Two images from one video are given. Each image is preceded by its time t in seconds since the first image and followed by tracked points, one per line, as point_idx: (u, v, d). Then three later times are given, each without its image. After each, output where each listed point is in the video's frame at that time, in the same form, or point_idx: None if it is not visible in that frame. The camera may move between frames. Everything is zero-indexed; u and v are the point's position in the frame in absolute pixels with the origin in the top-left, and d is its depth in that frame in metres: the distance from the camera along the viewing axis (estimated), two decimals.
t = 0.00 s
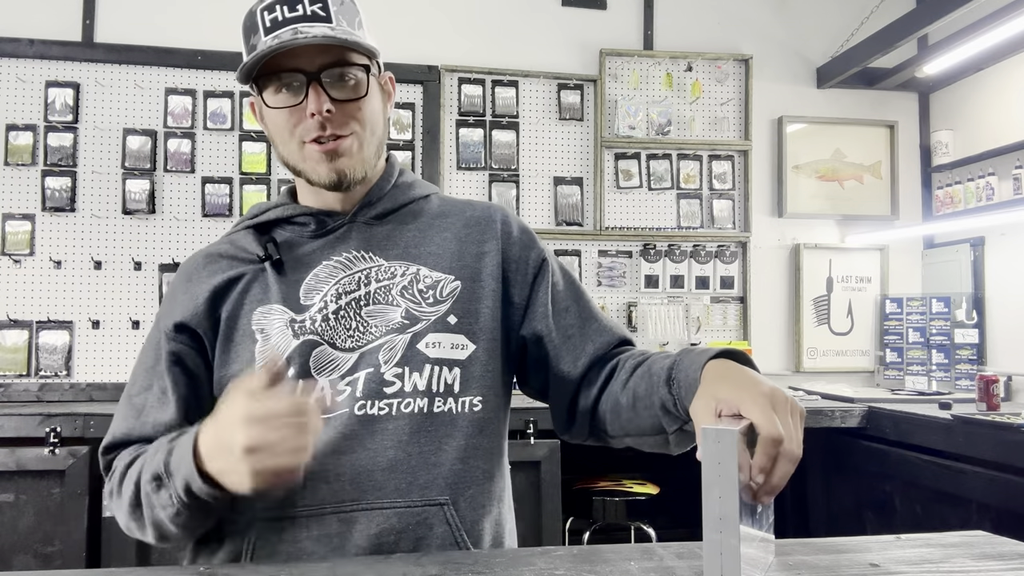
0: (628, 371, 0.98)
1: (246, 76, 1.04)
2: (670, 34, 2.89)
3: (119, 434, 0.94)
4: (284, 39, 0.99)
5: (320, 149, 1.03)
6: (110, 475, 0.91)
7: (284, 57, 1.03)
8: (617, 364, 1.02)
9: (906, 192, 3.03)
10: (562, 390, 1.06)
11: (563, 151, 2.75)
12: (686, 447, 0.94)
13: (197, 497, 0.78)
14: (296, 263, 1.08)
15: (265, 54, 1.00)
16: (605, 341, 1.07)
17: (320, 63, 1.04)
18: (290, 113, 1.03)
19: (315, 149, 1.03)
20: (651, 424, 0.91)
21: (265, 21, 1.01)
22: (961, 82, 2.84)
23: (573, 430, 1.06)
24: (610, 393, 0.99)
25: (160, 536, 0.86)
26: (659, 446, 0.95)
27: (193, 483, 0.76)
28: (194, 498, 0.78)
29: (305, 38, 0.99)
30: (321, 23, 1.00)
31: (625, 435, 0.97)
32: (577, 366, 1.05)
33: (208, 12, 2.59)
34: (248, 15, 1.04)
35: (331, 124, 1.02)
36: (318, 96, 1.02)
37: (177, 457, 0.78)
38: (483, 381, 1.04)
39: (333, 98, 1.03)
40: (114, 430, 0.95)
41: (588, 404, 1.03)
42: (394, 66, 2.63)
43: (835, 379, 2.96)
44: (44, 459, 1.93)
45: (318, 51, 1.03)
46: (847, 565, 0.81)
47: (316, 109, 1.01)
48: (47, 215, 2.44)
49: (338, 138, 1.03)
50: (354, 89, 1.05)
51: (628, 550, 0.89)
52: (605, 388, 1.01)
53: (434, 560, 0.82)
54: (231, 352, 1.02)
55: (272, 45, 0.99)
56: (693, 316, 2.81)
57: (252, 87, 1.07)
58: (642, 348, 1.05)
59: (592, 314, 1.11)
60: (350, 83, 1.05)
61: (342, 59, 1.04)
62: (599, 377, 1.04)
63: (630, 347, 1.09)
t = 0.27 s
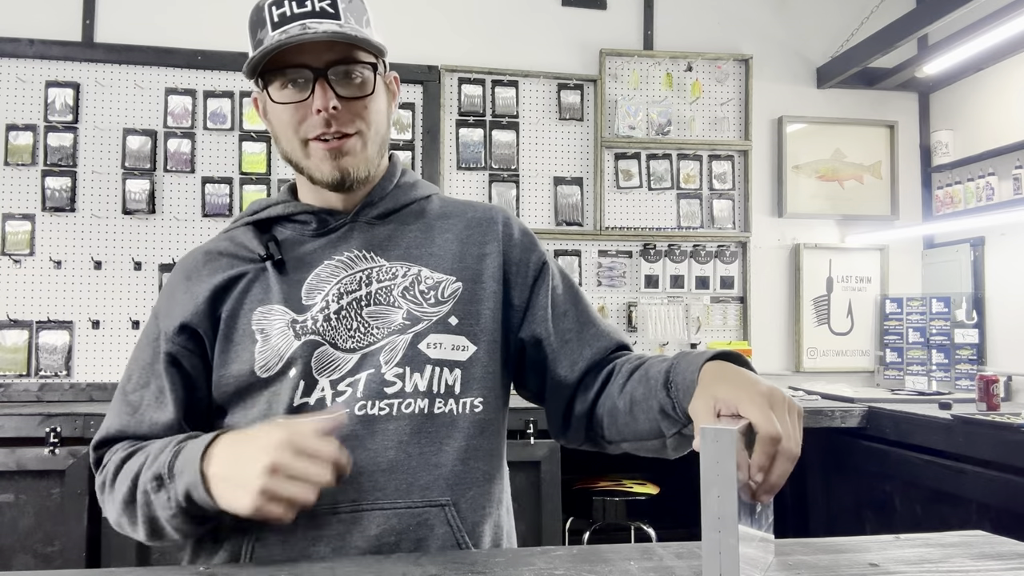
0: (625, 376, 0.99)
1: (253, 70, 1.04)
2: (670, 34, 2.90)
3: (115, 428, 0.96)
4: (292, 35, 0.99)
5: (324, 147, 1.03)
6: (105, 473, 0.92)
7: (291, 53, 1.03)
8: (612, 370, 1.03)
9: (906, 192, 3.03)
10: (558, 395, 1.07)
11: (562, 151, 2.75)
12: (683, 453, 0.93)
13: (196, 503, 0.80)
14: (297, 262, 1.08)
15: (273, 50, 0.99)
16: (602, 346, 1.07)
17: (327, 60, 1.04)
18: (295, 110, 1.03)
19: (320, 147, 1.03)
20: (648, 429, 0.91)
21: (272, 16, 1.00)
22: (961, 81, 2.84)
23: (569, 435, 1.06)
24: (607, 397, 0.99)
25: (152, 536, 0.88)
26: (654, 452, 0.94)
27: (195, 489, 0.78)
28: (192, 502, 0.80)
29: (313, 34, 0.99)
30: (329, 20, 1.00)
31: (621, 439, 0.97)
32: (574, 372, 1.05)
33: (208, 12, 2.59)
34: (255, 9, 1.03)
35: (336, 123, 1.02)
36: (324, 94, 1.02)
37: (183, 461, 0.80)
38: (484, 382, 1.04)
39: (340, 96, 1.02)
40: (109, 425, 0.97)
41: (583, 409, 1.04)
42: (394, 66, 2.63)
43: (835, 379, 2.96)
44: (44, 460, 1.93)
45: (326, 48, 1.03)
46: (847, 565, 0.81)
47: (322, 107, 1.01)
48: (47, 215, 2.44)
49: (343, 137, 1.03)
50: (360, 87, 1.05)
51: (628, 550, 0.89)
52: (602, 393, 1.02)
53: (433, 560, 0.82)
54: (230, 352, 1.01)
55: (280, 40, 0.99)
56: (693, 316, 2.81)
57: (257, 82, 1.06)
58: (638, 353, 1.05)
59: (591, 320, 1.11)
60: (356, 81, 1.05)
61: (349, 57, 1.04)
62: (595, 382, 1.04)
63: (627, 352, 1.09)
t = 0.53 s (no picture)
0: (620, 380, 0.98)
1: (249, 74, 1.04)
2: (670, 34, 2.90)
3: (115, 430, 0.97)
4: (287, 36, 0.99)
5: (322, 149, 1.03)
6: (102, 490, 0.93)
7: (287, 55, 1.03)
8: (607, 375, 1.03)
9: (906, 192, 3.03)
10: (552, 399, 1.07)
11: (562, 151, 2.75)
12: (678, 458, 0.93)
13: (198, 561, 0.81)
14: (297, 265, 1.08)
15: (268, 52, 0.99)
16: (599, 352, 1.07)
17: (323, 62, 1.04)
18: (292, 112, 1.03)
19: (317, 149, 1.03)
20: (643, 433, 0.91)
21: (267, 18, 1.01)
22: (961, 82, 2.84)
23: (562, 438, 1.07)
24: (602, 402, 0.99)
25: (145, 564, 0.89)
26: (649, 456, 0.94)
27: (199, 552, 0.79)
28: (194, 561, 0.81)
29: (308, 35, 0.99)
30: (324, 21, 1.00)
31: (615, 444, 0.97)
32: (569, 377, 1.05)
33: (207, 11, 2.59)
34: (250, 13, 1.04)
35: (333, 124, 1.02)
36: (321, 95, 1.02)
37: (196, 513, 0.81)
38: (482, 383, 1.04)
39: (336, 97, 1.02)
40: (108, 426, 0.98)
41: (576, 414, 1.04)
42: (394, 66, 2.63)
43: (835, 379, 2.96)
44: (44, 460, 1.93)
45: (322, 50, 1.03)
46: (847, 565, 0.81)
47: (319, 109, 1.01)
48: (47, 215, 2.44)
49: (340, 138, 1.03)
50: (356, 88, 1.05)
51: (628, 550, 0.89)
52: (596, 398, 1.02)
53: (434, 560, 0.82)
54: (230, 355, 1.02)
55: (274, 42, 0.99)
56: (693, 316, 2.81)
57: (253, 85, 1.07)
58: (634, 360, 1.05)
59: (591, 323, 1.10)
60: (353, 82, 1.05)
61: (345, 58, 1.04)
62: (590, 387, 1.04)
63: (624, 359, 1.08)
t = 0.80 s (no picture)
0: (618, 383, 0.98)
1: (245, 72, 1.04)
2: (670, 35, 2.90)
3: (124, 433, 0.98)
4: (283, 35, 0.99)
5: (317, 148, 1.03)
6: (113, 495, 0.93)
7: (283, 53, 1.03)
8: (605, 377, 1.03)
9: (906, 192, 3.03)
10: (551, 400, 1.07)
11: (562, 151, 2.75)
12: (679, 456, 0.92)
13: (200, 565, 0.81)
14: (295, 266, 1.08)
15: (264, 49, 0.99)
16: (598, 353, 1.06)
17: (319, 60, 1.04)
18: (288, 110, 1.03)
19: (313, 148, 1.03)
20: (642, 436, 0.91)
21: (264, 16, 1.00)
22: (961, 82, 2.84)
23: (560, 440, 1.07)
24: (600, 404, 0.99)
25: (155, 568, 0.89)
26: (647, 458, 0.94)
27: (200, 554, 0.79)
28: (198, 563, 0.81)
29: (304, 34, 0.99)
30: (320, 19, 1.00)
31: (614, 446, 0.97)
32: (567, 379, 1.05)
33: (207, 11, 2.59)
34: (247, 10, 1.04)
35: (328, 123, 1.02)
36: (316, 94, 1.02)
37: (204, 515, 0.81)
38: (480, 385, 1.04)
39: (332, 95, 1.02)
40: (117, 430, 0.99)
41: (575, 416, 1.04)
42: (394, 66, 2.63)
43: (835, 379, 2.96)
44: (44, 459, 1.93)
45: (318, 48, 1.03)
46: (847, 565, 0.81)
47: (314, 107, 1.00)
48: (47, 215, 2.44)
49: (335, 137, 1.03)
50: (353, 87, 1.05)
51: (628, 550, 0.89)
52: (594, 400, 1.02)
53: (433, 560, 0.82)
54: (228, 356, 1.02)
55: (271, 40, 0.99)
56: (693, 316, 2.81)
57: (250, 82, 1.07)
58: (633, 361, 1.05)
59: (589, 323, 1.10)
60: (349, 81, 1.05)
61: (342, 56, 1.04)
62: (588, 389, 1.04)
63: (624, 360, 1.08)
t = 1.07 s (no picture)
0: (614, 387, 0.99)
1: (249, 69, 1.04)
2: (670, 35, 2.89)
3: (112, 424, 0.97)
4: (287, 31, 0.99)
5: (320, 147, 1.03)
6: (98, 484, 0.92)
7: (287, 51, 1.03)
8: (601, 381, 1.03)
9: (906, 191, 3.03)
10: (546, 405, 1.07)
11: (562, 151, 2.75)
12: (675, 462, 0.93)
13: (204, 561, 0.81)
14: (297, 266, 1.08)
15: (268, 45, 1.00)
16: (594, 358, 1.06)
17: (323, 58, 1.04)
18: (291, 108, 1.03)
19: (316, 146, 1.03)
20: (639, 440, 0.91)
21: (268, 13, 1.01)
22: (961, 82, 2.84)
23: (555, 444, 1.07)
24: (596, 409, 0.99)
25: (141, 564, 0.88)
26: (642, 463, 0.94)
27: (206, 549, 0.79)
28: (201, 559, 0.82)
29: (308, 30, 0.99)
30: (324, 17, 1.00)
31: (610, 451, 0.97)
32: (563, 384, 1.05)
33: (207, 11, 2.59)
34: (252, 8, 1.04)
35: (332, 122, 1.02)
36: (320, 92, 1.02)
37: (215, 512, 0.81)
38: (482, 386, 1.04)
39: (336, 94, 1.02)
40: (103, 421, 0.98)
41: (570, 421, 1.04)
42: (394, 66, 2.63)
43: (835, 379, 2.96)
44: (44, 460, 1.93)
45: (322, 46, 1.03)
46: (848, 566, 0.81)
47: (318, 106, 1.00)
48: (47, 215, 2.44)
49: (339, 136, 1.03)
50: (356, 85, 1.05)
51: (628, 550, 0.89)
52: (590, 404, 1.02)
53: (434, 560, 0.82)
54: (229, 355, 1.02)
55: (275, 36, 1.00)
56: (693, 316, 2.81)
57: (252, 80, 1.07)
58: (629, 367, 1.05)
59: (587, 328, 1.10)
60: (353, 80, 1.05)
61: (346, 55, 1.04)
62: (583, 394, 1.04)
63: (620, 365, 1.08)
